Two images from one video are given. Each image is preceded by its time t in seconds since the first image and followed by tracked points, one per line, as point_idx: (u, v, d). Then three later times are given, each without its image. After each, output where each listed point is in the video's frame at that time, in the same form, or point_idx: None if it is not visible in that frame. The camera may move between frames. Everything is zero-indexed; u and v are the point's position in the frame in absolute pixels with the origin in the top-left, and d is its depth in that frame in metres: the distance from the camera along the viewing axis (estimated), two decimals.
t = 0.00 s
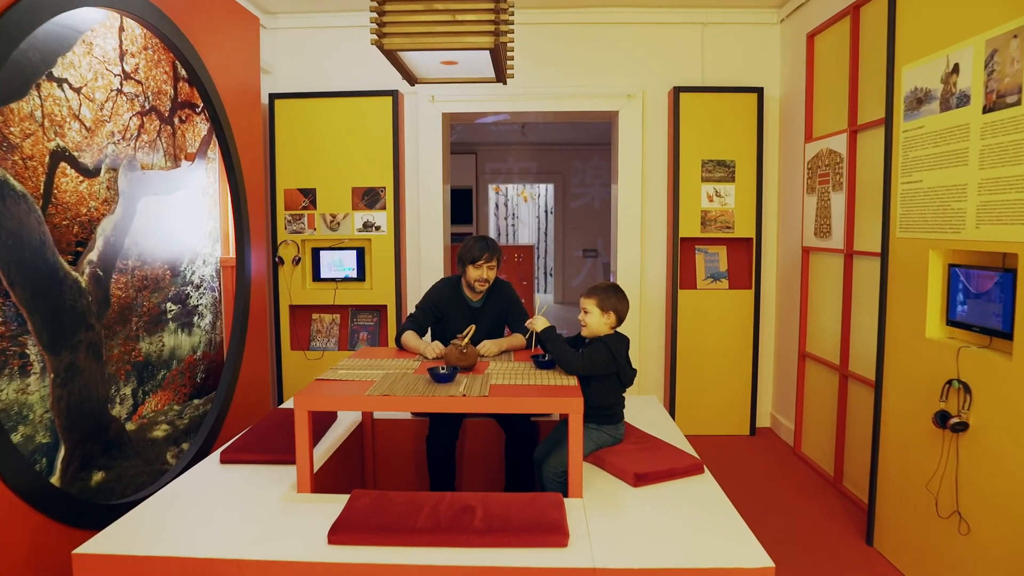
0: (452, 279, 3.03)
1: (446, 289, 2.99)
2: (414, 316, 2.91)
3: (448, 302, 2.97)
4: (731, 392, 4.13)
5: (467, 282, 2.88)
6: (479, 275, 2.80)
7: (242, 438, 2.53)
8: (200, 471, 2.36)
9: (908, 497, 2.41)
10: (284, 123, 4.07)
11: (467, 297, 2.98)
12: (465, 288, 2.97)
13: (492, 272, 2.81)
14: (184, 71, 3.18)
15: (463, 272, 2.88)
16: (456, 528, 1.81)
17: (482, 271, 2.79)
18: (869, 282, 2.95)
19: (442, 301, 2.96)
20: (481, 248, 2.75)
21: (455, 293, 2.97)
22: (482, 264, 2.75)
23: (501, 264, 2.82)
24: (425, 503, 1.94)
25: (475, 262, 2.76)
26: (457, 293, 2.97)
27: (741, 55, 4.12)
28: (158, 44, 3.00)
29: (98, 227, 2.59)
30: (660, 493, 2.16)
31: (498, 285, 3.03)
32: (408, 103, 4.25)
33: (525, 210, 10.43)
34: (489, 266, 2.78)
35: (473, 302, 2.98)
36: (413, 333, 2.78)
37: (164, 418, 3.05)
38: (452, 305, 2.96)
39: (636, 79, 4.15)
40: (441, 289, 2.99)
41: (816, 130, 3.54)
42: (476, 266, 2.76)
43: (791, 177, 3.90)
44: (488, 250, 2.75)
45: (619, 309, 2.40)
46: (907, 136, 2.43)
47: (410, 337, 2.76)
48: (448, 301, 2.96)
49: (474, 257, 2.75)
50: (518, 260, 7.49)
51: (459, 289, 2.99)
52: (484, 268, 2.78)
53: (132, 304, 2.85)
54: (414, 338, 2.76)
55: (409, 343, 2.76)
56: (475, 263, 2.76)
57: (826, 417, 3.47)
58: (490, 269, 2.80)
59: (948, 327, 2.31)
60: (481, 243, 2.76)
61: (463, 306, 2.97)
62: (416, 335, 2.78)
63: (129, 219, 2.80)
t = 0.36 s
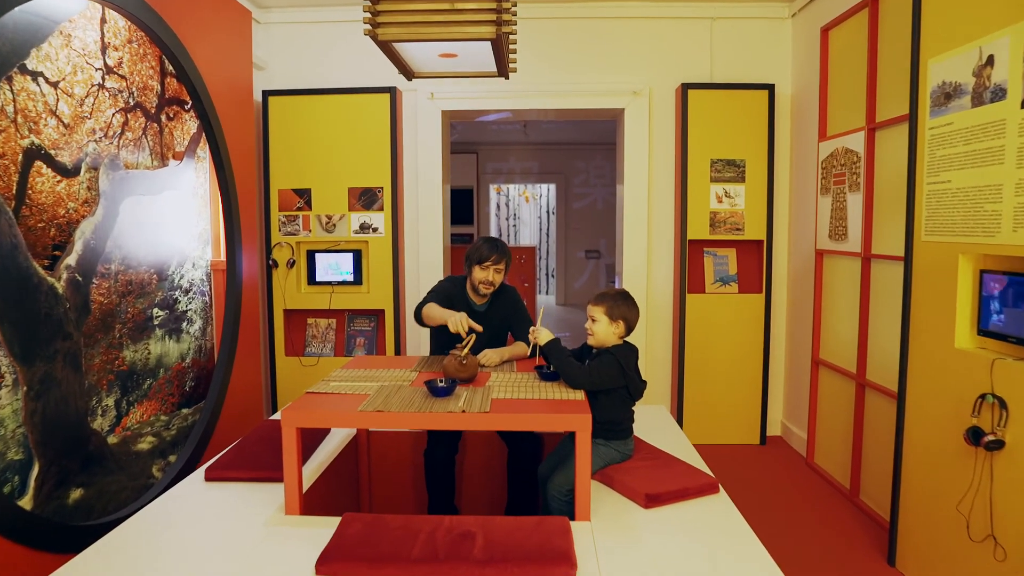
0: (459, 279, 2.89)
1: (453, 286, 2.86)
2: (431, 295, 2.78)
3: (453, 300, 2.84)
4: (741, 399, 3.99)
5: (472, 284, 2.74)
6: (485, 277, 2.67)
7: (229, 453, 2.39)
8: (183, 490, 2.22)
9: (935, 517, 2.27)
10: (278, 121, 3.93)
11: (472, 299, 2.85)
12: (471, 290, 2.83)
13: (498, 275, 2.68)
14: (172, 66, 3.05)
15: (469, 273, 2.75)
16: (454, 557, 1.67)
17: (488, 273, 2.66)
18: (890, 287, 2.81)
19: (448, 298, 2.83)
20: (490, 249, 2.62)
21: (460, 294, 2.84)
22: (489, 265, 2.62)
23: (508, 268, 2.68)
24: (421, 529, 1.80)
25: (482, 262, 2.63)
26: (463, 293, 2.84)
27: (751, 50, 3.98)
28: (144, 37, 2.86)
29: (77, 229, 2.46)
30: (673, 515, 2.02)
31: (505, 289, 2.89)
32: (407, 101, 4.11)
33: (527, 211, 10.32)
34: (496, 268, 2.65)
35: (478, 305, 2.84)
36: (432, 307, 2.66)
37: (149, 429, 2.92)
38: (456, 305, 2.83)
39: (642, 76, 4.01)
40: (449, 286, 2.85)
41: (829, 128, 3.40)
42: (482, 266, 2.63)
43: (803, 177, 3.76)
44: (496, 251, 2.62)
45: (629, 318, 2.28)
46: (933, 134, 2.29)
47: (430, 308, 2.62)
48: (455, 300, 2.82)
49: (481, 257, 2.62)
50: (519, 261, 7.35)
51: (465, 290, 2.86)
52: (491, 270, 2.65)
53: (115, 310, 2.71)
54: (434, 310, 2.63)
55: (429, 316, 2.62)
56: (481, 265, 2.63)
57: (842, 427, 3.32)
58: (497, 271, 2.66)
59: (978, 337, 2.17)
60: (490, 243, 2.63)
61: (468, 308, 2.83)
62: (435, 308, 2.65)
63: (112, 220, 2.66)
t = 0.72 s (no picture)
0: (464, 282, 2.77)
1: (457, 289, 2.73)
2: (437, 294, 2.65)
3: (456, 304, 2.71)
4: (748, 408, 3.86)
5: (479, 289, 2.62)
6: (495, 283, 2.54)
7: (212, 470, 2.26)
8: (162, 510, 2.10)
9: (959, 537, 2.15)
10: (270, 120, 3.81)
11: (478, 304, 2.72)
12: (476, 295, 2.71)
13: (509, 282, 2.56)
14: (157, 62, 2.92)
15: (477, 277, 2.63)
16: None
17: (499, 279, 2.53)
18: (908, 293, 2.68)
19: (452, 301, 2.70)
20: (502, 254, 2.50)
21: (463, 298, 2.71)
22: (500, 270, 2.50)
23: (519, 275, 2.56)
24: (413, 556, 1.67)
25: (493, 267, 2.51)
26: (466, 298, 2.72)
27: (758, 47, 3.85)
28: (126, 33, 2.74)
29: (53, 232, 2.33)
30: (682, 538, 1.90)
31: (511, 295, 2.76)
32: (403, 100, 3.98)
33: (527, 212, 10.22)
34: (507, 274, 2.53)
35: (482, 311, 2.71)
36: (438, 307, 2.52)
37: (132, 441, 2.79)
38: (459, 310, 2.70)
39: (646, 73, 3.89)
40: (454, 288, 2.72)
41: (841, 127, 3.27)
42: (493, 271, 2.51)
43: (812, 178, 3.64)
44: (508, 256, 2.50)
45: (634, 326, 2.17)
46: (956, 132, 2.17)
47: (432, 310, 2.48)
48: (460, 304, 2.69)
49: (493, 262, 2.50)
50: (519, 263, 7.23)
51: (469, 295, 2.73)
52: (502, 276, 2.53)
53: (95, 316, 2.59)
54: (438, 311, 2.49)
55: (433, 317, 2.48)
56: (492, 269, 2.50)
57: (854, 438, 3.20)
58: (508, 278, 2.54)
59: (1005, 348, 2.03)
60: (502, 248, 2.51)
61: (470, 313, 2.71)
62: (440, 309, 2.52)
63: (92, 223, 2.53)
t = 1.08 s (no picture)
0: (459, 287, 2.63)
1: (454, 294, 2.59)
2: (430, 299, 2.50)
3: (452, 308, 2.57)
4: (755, 415, 3.73)
5: (476, 292, 2.49)
6: (492, 286, 2.42)
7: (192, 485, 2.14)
8: (136, 529, 1.97)
9: (986, 559, 2.02)
10: (261, 116, 3.68)
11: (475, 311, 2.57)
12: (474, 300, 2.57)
13: (508, 286, 2.43)
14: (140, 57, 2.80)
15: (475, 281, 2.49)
16: None
17: (497, 282, 2.41)
18: (929, 298, 2.55)
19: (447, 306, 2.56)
20: (501, 255, 2.37)
21: (459, 303, 2.57)
22: (499, 273, 2.37)
23: (519, 278, 2.43)
24: None
25: (491, 269, 2.38)
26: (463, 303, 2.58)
27: (765, 42, 3.72)
28: (105, 25, 2.61)
29: (23, 233, 2.21)
30: (690, 563, 1.77)
31: (510, 300, 2.63)
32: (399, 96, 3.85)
33: (528, 212, 10.11)
34: (506, 277, 2.40)
35: (480, 317, 2.57)
36: (422, 312, 2.37)
37: (112, 453, 2.65)
38: (455, 316, 2.56)
39: (649, 68, 3.75)
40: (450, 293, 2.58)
41: (853, 124, 3.14)
42: (491, 274, 2.38)
43: (822, 177, 3.51)
44: (508, 258, 2.37)
45: (638, 334, 2.04)
46: (981, 128, 2.03)
47: (418, 314, 2.35)
48: (454, 309, 2.55)
49: (490, 264, 2.36)
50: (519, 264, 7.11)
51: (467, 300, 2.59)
52: (500, 279, 2.40)
53: (72, 322, 2.45)
54: (421, 316, 2.35)
55: (414, 324, 2.33)
56: (491, 272, 2.37)
57: (867, 448, 3.07)
58: (506, 281, 2.41)
59: None
60: (502, 250, 2.38)
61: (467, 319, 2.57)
62: (425, 313, 2.37)
63: (67, 224, 2.40)
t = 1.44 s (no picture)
0: (453, 292, 2.48)
1: (446, 303, 2.43)
2: (418, 317, 2.34)
3: (446, 319, 2.42)
4: (767, 423, 3.58)
5: (473, 297, 2.34)
6: (490, 290, 2.27)
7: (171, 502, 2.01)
8: (109, 551, 1.84)
9: None
10: (254, 113, 3.55)
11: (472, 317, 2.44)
12: (472, 305, 2.43)
13: (506, 289, 2.28)
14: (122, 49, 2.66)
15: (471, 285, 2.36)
16: None
17: (495, 286, 2.26)
18: (957, 302, 2.40)
19: (440, 317, 2.41)
20: (499, 257, 2.25)
21: (455, 310, 2.43)
22: (496, 276, 2.24)
23: (518, 282, 2.30)
24: None
25: (487, 272, 2.25)
26: (458, 309, 2.44)
27: (778, 34, 3.58)
28: (84, 14, 2.47)
29: None
30: None
31: (509, 306, 2.50)
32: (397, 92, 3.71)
33: (533, 211, 10.00)
34: (504, 281, 2.26)
35: (477, 323, 2.44)
36: (411, 333, 2.24)
37: (91, 465, 2.51)
38: (450, 324, 2.43)
39: (657, 62, 3.61)
40: (442, 303, 2.43)
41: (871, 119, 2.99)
42: (488, 277, 2.25)
43: (837, 174, 3.36)
44: (506, 261, 2.25)
45: (645, 343, 1.90)
46: (1017, 121, 1.89)
47: (408, 336, 2.22)
48: (449, 317, 2.42)
49: (487, 266, 2.24)
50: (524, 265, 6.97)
51: (462, 305, 2.45)
52: (498, 282, 2.26)
53: (48, 328, 2.31)
54: (411, 338, 2.22)
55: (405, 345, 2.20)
56: (488, 275, 2.24)
57: (886, 459, 2.92)
58: (505, 285, 2.27)
59: None
60: (500, 252, 2.26)
61: (464, 325, 2.43)
62: (414, 337, 2.23)
63: (41, 224, 2.26)
